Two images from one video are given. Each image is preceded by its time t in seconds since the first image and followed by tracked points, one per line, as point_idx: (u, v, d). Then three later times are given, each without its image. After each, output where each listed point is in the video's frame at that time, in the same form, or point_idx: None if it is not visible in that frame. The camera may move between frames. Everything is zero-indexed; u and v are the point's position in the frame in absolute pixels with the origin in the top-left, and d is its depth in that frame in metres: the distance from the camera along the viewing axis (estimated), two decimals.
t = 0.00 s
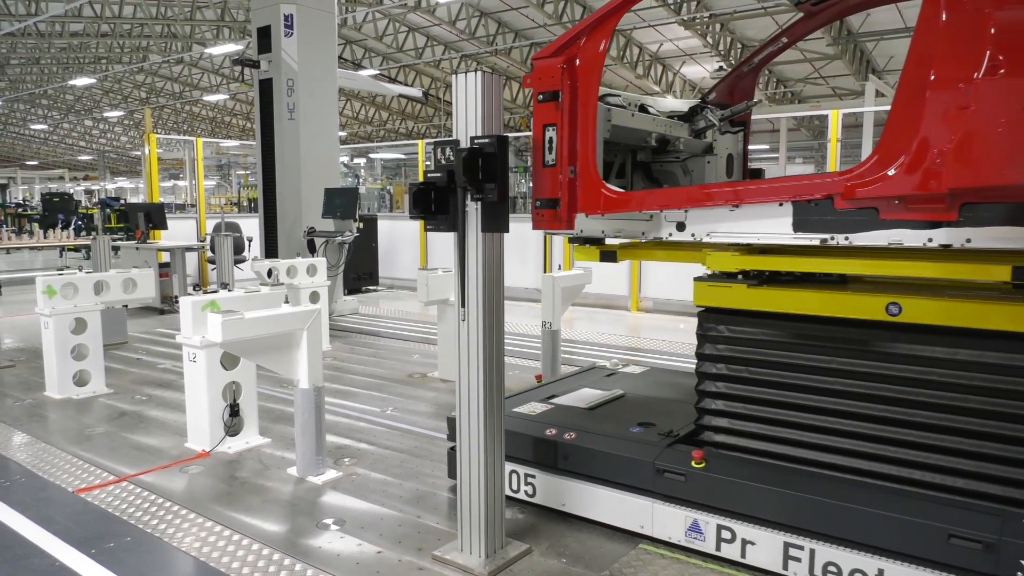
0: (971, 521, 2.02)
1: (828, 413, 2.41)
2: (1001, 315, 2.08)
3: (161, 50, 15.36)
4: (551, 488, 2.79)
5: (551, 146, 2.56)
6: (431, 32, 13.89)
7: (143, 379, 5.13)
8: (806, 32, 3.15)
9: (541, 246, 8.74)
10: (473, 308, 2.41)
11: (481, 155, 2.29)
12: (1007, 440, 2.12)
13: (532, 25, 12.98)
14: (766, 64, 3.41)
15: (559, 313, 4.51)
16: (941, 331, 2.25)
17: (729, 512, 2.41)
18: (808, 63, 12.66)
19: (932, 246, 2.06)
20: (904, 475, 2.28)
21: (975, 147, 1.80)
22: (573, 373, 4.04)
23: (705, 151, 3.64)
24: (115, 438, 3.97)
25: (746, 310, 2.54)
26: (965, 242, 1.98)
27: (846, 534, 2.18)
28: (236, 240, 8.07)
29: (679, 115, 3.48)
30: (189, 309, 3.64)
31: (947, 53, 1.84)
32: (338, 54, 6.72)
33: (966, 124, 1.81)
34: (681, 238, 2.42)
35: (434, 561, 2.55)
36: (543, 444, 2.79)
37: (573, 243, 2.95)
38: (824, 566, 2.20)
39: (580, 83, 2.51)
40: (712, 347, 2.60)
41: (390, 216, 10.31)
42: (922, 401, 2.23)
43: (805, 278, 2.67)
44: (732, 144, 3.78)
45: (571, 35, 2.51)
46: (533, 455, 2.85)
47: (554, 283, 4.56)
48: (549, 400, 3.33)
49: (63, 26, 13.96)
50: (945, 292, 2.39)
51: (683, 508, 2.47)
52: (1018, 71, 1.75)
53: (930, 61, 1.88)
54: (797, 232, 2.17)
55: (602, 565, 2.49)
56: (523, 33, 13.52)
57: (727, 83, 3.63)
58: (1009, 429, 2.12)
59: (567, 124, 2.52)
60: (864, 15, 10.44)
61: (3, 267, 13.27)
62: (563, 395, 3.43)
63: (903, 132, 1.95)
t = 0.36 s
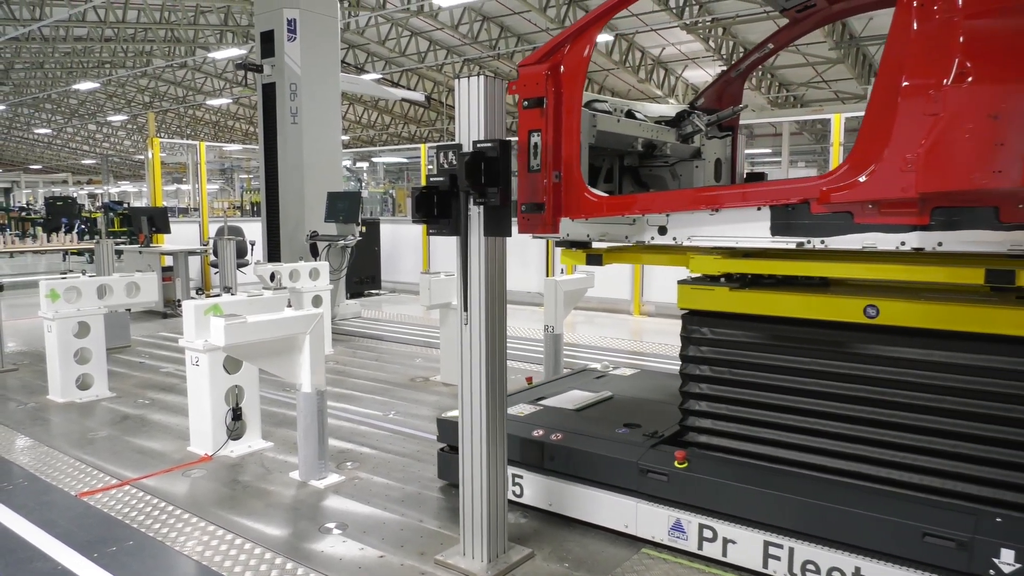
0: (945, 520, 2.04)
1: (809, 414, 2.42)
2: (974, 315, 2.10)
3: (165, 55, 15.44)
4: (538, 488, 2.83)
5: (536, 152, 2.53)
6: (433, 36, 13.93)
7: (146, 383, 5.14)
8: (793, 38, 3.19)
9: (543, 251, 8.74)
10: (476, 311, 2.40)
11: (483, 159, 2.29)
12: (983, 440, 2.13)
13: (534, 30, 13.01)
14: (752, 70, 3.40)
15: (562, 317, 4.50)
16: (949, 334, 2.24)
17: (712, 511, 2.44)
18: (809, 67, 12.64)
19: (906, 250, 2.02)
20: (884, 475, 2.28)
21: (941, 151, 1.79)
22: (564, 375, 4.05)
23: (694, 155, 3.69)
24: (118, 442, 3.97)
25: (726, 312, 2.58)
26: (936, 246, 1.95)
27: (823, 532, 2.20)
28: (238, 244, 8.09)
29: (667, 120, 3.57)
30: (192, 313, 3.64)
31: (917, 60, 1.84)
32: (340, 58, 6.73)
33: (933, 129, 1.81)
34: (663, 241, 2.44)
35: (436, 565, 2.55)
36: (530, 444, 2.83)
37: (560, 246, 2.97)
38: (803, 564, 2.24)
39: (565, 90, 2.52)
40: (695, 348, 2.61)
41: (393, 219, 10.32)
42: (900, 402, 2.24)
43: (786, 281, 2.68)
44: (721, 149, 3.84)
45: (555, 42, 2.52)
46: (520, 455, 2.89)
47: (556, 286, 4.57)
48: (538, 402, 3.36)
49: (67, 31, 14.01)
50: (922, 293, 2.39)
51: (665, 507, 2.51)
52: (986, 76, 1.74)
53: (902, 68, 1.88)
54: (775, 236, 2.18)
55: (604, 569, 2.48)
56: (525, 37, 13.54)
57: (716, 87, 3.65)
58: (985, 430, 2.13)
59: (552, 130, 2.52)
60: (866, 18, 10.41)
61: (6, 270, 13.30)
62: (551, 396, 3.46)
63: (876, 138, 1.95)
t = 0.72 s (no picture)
0: (925, 520, 2.06)
1: (792, 415, 2.44)
2: (947, 317, 2.13)
3: (170, 59, 15.49)
4: (528, 487, 2.87)
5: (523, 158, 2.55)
6: (438, 40, 13.96)
7: (150, 386, 5.14)
8: (780, 44, 3.20)
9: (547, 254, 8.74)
10: (480, 315, 2.40)
11: (487, 163, 2.28)
12: (964, 440, 2.14)
13: (538, 34, 13.02)
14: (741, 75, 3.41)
15: (565, 321, 4.50)
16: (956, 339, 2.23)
17: (697, 511, 2.47)
18: (814, 70, 12.61)
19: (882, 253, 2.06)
20: (865, 475, 2.30)
21: (912, 157, 1.83)
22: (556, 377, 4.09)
23: (684, 159, 3.70)
24: (122, 445, 3.97)
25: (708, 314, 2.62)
26: (911, 249, 1.98)
27: (804, 531, 2.24)
28: (243, 248, 8.10)
29: (657, 125, 3.65)
30: (197, 316, 3.64)
31: (892, 67, 1.90)
32: (345, 62, 6.74)
33: (906, 135, 1.85)
34: (647, 244, 2.47)
35: (440, 569, 2.54)
36: (519, 445, 2.87)
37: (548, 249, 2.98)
38: (784, 563, 2.27)
39: (552, 95, 2.55)
40: (681, 350, 2.64)
41: (397, 223, 10.34)
42: (880, 403, 2.27)
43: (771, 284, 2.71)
44: (712, 153, 3.83)
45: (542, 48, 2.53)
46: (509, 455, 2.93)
47: (560, 291, 4.56)
48: (528, 403, 3.40)
49: (73, 36, 14.06)
50: (905, 295, 2.40)
51: (652, 506, 2.54)
52: (956, 83, 1.79)
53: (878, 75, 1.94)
54: (755, 240, 2.21)
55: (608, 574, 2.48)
56: (529, 41, 13.55)
57: (706, 93, 3.66)
58: (967, 430, 2.14)
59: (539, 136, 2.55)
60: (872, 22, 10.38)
61: (12, 274, 13.35)
62: (542, 398, 3.50)
63: (854, 143, 2.01)
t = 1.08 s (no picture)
0: (906, 520, 2.11)
1: (777, 416, 2.49)
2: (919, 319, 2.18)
3: (177, 63, 15.56)
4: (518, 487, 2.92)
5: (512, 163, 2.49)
6: (443, 45, 14.00)
7: (156, 390, 5.16)
8: (772, 49, 3.19)
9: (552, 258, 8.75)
10: (485, 319, 2.41)
11: (493, 167, 2.28)
12: (944, 441, 2.18)
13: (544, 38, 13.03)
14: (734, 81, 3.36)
15: (570, 325, 4.51)
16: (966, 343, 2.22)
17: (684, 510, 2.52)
18: (820, 73, 12.58)
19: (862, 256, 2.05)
20: (848, 475, 2.35)
21: (890, 161, 1.86)
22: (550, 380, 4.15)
23: (675, 164, 3.73)
24: (128, 448, 3.99)
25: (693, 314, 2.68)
26: (890, 252, 1.99)
27: (788, 530, 2.29)
28: (249, 251, 8.12)
29: (649, 129, 3.66)
30: (203, 319, 3.67)
31: (871, 73, 1.92)
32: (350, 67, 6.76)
33: (882, 140, 1.88)
34: (633, 247, 2.48)
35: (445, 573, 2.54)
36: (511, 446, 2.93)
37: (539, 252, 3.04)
38: (768, 561, 2.31)
39: (541, 101, 2.51)
40: (668, 351, 2.71)
41: (402, 227, 10.35)
42: (861, 404, 2.32)
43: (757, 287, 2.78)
44: (704, 158, 3.85)
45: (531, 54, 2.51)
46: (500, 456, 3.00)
47: (565, 294, 4.55)
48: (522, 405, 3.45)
49: (81, 41, 14.12)
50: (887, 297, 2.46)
51: (639, 506, 2.60)
52: (933, 89, 1.82)
53: (855, 81, 1.96)
54: (738, 242, 2.20)
55: None
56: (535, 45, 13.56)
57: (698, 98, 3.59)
58: (947, 431, 2.18)
59: (528, 141, 2.49)
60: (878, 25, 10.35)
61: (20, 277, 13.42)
62: (534, 399, 3.55)
63: (832, 148, 2.03)
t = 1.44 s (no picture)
0: (888, 520, 2.16)
1: (763, 417, 2.58)
2: (893, 323, 2.27)
3: (185, 68, 15.65)
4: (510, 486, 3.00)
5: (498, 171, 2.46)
6: (450, 49, 14.04)
7: (164, 393, 5.17)
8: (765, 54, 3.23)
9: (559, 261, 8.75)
10: (493, 323, 2.40)
11: (500, 171, 2.28)
12: (925, 442, 2.27)
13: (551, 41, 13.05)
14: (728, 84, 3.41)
15: (577, 328, 4.51)
16: (976, 348, 2.20)
17: (673, 509, 2.57)
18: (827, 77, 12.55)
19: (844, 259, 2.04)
20: (832, 474, 2.44)
21: (868, 165, 1.82)
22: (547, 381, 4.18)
23: (671, 168, 3.72)
24: (137, 451, 4.00)
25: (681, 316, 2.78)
26: (871, 255, 1.96)
27: (773, 529, 2.33)
28: (257, 255, 8.16)
29: (642, 134, 3.71)
30: (211, 323, 3.67)
31: (851, 79, 1.89)
32: (358, 71, 6.78)
33: (862, 144, 1.84)
34: (622, 251, 2.41)
35: None
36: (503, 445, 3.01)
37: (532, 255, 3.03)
38: (754, 560, 2.35)
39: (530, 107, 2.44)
40: (659, 353, 2.79)
41: (409, 230, 10.37)
42: (845, 405, 2.40)
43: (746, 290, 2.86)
44: (699, 162, 3.87)
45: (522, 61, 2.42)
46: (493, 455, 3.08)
47: (572, 298, 4.56)
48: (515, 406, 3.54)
49: (91, 45, 14.22)
50: (873, 301, 2.52)
51: (631, 506, 2.63)
52: (909, 95, 1.79)
53: (834, 86, 1.93)
54: (725, 246, 2.15)
55: None
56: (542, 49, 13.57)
57: (692, 104, 3.67)
58: (926, 431, 2.27)
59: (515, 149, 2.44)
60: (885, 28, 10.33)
61: (30, 281, 13.51)
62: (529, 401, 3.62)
63: (811, 153, 1.98)
